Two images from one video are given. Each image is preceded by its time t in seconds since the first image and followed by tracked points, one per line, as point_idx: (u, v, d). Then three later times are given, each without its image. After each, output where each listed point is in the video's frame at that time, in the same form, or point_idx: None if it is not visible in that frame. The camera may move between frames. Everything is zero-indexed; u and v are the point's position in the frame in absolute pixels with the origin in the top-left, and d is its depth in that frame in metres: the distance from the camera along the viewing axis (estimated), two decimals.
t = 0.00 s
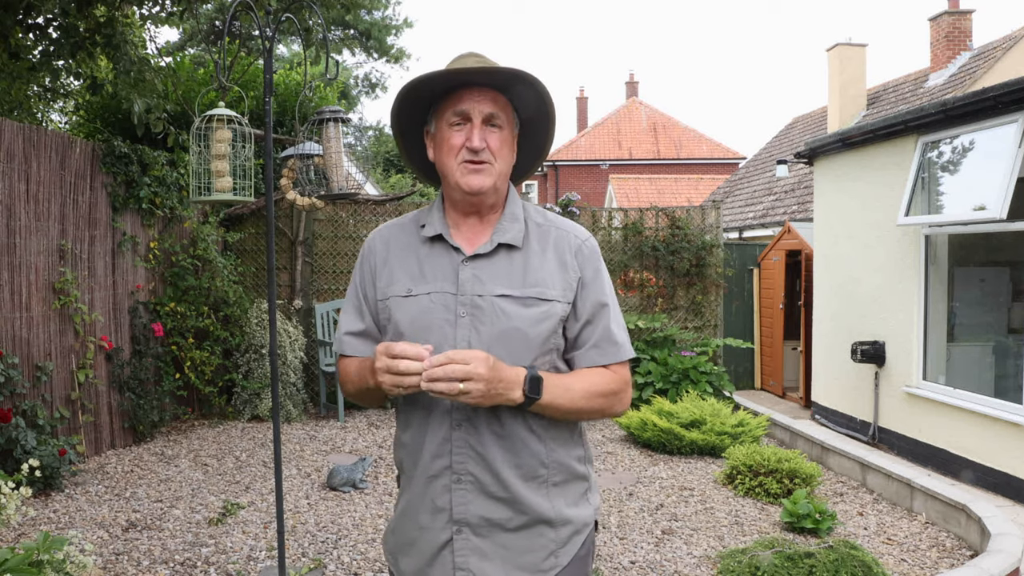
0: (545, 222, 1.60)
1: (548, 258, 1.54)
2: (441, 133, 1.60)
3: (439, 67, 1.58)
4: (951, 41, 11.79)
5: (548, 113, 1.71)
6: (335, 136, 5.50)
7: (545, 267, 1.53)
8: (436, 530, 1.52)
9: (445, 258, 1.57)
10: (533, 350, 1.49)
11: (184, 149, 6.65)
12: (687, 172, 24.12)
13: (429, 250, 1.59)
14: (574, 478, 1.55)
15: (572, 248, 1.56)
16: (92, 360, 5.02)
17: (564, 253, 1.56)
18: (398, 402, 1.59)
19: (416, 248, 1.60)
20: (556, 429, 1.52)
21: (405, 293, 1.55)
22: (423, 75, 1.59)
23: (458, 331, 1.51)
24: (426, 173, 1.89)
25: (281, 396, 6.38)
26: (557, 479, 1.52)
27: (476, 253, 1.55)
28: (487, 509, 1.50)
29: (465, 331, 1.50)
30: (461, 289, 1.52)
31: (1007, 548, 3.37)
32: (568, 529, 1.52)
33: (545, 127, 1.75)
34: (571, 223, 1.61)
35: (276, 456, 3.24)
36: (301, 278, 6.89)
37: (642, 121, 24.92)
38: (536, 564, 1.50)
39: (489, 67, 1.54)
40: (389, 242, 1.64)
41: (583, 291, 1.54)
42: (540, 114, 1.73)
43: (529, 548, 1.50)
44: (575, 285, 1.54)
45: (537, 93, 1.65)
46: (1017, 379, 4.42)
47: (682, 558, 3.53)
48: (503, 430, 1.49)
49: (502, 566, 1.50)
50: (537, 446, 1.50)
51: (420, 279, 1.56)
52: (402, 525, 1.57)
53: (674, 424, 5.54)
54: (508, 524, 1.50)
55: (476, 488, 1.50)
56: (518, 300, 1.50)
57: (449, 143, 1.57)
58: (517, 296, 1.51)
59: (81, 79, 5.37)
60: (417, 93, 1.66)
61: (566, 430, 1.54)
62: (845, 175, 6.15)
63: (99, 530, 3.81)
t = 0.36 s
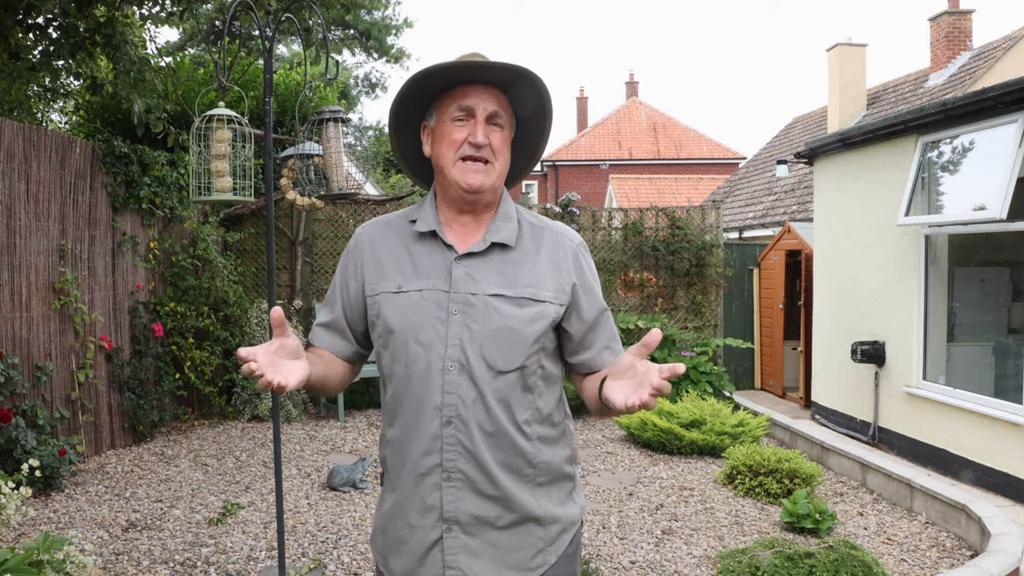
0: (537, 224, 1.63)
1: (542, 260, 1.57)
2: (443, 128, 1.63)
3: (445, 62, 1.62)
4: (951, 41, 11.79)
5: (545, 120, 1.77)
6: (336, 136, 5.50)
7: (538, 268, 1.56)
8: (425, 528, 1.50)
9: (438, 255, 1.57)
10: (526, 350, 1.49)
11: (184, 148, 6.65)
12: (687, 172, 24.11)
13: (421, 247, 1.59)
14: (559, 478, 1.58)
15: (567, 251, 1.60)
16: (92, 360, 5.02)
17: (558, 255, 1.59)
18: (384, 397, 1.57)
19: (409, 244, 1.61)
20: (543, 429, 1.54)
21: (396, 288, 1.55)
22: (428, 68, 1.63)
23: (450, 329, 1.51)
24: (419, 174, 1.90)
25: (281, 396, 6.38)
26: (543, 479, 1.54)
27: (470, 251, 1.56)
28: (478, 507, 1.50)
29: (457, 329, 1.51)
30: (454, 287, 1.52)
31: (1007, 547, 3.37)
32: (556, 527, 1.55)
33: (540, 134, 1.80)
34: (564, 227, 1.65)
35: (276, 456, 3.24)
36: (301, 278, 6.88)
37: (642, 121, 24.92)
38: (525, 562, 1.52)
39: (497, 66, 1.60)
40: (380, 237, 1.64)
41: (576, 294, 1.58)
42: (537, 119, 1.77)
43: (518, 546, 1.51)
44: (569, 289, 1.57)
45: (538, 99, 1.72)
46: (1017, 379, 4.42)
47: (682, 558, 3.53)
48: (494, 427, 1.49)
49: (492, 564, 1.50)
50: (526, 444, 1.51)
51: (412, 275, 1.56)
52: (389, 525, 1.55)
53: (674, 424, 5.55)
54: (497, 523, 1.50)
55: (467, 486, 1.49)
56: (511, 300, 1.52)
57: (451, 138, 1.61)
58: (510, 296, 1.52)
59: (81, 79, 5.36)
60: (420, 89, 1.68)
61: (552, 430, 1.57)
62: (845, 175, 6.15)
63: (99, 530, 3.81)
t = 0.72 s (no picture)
0: (519, 226, 1.63)
1: (524, 262, 1.57)
2: (420, 131, 1.61)
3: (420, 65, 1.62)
4: (951, 41, 11.79)
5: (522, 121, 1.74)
6: (335, 136, 5.50)
7: (521, 270, 1.55)
8: (414, 531, 1.49)
9: (421, 259, 1.56)
10: (512, 352, 1.49)
11: (184, 148, 6.65)
12: (687, 172, 24.11)
13: (403, 252, 1.58)
14: (544, 476, 1.58)
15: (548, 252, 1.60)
16: (92, 360, 5.02)
17: (539, 257, 1.59)
18: (370, 402, 1.56)
19: (391, 248, 1.59)
20: (528, 430, 1.54)
21: (380, 294, 1.54)
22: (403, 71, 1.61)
23: (436, 333, 1.50)
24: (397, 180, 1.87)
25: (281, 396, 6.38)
26: (529, 478, 1.55)
27: (453, 255, 1.55)
28: (467, 508, 1.50)
29: (443, 332, 1.50)
30: (438, 291, 1.52)
31: (1007, 548, 3.37)
32: (543, 525, 1.55)
33: (517, 138, 1.78)
34: (544, 228, 1.65)
35: (276, 456, 3.24)
36: (301, 278, 6.89)
37: (642, 121, 24.92)
38: (514, 561, 1.52)
39: (471, 65, 1.59)
40: (362, 243, 1.61)
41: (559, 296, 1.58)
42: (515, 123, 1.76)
43: (506, 545, 1.52)
44: (552, 290, 1.57)
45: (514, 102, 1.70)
46: (1017, 379, 4.42)
47: (682, 558, 3.53)
48: (481, 429, 1.49)
49: (481, 564, 1.50)
50: (512, 445, 1.52)
51: (395, 279, 1.55)
52: (378, 528, 1.54)
53: (674, 424, 5.55)
54: (485, 523, 1.51)
55: (455, 488, 1.49)
56: (496, 302, 1.52)
57: (429, 140, 1.59)
58: (494, 298, 1.52)
59: (81, 79, 5.36)
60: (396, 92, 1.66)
61: (537, 430, 1.56)
62: (845, 175, 6.15)
63: (99, 530, 3.81)
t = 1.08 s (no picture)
0: (503, 224, 1.61)
1: (510, 259, 1.55)
2: (399, 131, 1.59)
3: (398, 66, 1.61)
4: (951, 41, 11.79)
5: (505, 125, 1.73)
6: (335, 136, 5.49)
7: (507, 268, 1.54)
8: (406, 530, 1.50)
9: (406, 258, 1.55)
10: (498, 350, 1.49)
11: (184, 148, 6.65)
12: (687, 172, 24.12)
13: (389, 251, 1.56)
14: (534, 474, 1.58)
15: (528, 249, 1.58)
16: (92, 360, 5.02)
17: (525, 254, 1.57)
18: (359, 399, 1.57)
19: (376, 248, 1.57)
20: (517, 427, 1.54)
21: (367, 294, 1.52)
22: (381, 71, 1.60)
23: (423, 332, 1.49)
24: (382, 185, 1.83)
25: (281, 396, 6.37)
26: (519, 476, 1.54)
27: (439, 253, 1.54)
28: (458, 505, 1.50)
29: (430, 332, 1.50)
30: (425, 290, 1.51)
31: (1007, 547, 3.37)
32: (535, 522, 1.54)
33: (501, 141, 1.76)
34: (528, 225, 1.63)
35: (276, 456, 3.24)
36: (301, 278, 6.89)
37: (642, 121, 24.92)
38: (506, 558, 1.52)
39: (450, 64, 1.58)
40: (347, 242, 1.59)
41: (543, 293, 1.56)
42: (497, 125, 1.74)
43: (498, 543, 1.51)
44: (537, 286, 1.55)
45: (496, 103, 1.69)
46: (1017, 379, 4.42)
47: (682, 559, 3.53)
48: (471, 427, 1.50)
49: (473, 562, 1.50)
50: (501, 443, 1.51)
51: (381, 279, 1.54)
52: (369, 528, 1.54)
53: (674, 424, 5.54)
54: (477, 520, 1.50)
55: (446, 486, 1.49)
56: (482, 301, 1.51)
57: (408, 139, 1.57)
58: (481, 296, 1.51)
59: (81, 79, 5.36)
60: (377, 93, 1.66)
61: (526, 428, 1.56)
62: (845, 175, 6.15)
63: (99, 530, 3.81)
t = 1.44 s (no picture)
0: (504, 228, 1.60)
1: (509, 264, 1.55)
2: (397, 131, 1.60)
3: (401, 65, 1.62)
4: (951, 41, 11.79)
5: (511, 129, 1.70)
6: (335, 136, 5.49)
7: (506, 272, 1.54)
8: (404, 533, 1.50)
9: (405, 262, 1.55)
10: (496, 354, 1.49)
11: (184, 148, 6.65)
12: (687, 172, 24.11)
13: (389, 254, 1.56)
14: (533, 477, 1.58)
15: (529, 254, 1.57)
16: (92, 360, 5.02)
17: (524, 258, 1.57)
18: (358, 401, 1.57)
19: (376, 251, 1.58)
20: (515, 431, 1.54)
21: (366, 296, 1.53)
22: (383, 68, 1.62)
23: (421, 336, 1.50)
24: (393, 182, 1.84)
25: (281, 396, 6.37)
26: (518, 479, 1.54)
27: (437, 257, 1.54)
28: (455, 509, 1.50)
29: (428, 335, 1.50)
30: (423, 294, 1.51)
31: (1008, 548, 3.37)
32: (533, 525, 1.54)
33: (508, 144, 1.73)
34: (529, 229, 1.62)
35: (276, 456, 3.24)
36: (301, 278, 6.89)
37: (642, 121, 24.91)
38: (504, 561, 1.52)
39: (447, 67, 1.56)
40: (347, 245, 1.60)
41: (543, 298, 1.55)
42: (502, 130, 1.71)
43: (496, 546, 1.51)
44: (536, 291, 1.55)
45: (499, 107, 1.66)
46: (1017, 379, 4.42)
47: (682, 559, 3.53)
48: (468, 432, 1.49)
49: (471, 565, 1.50)
50: (499, 447, 1.51)
51: (381, 282, 1.54)
52: (368, 530, 1.54)
53: (674, 424, 5.55)
54: (475, 523, 1.50)
55: (443, 490, 1.49)
56: (480, 304, 1.50)
57: (401, 140, 1.57)
58: (479, 300, 1.51)
59: (81, 79, 5.36)
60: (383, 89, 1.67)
61: (525, 431, 1.55)
62: (845, 175, 6.15)
63: (99, 530, 3.81)
